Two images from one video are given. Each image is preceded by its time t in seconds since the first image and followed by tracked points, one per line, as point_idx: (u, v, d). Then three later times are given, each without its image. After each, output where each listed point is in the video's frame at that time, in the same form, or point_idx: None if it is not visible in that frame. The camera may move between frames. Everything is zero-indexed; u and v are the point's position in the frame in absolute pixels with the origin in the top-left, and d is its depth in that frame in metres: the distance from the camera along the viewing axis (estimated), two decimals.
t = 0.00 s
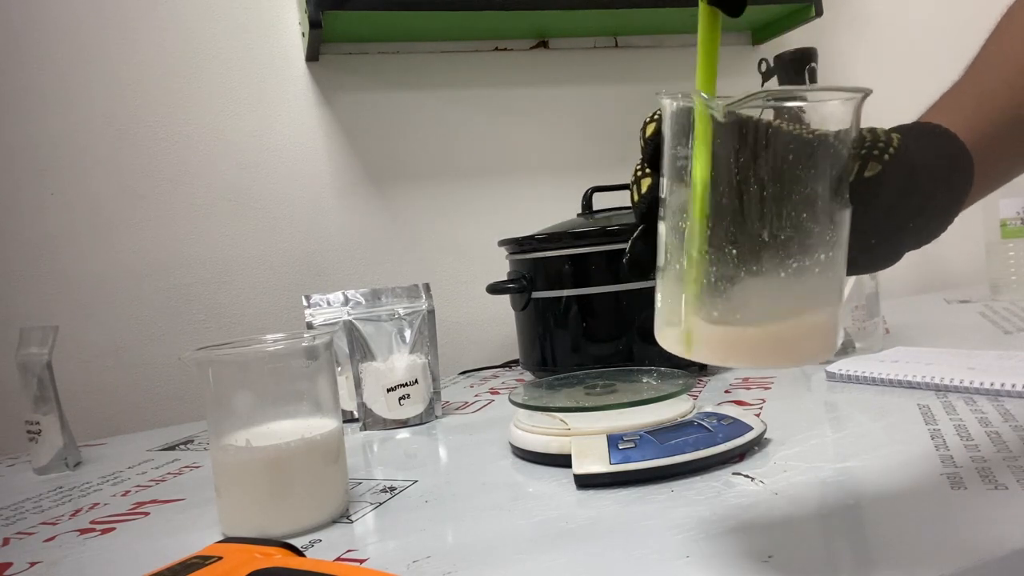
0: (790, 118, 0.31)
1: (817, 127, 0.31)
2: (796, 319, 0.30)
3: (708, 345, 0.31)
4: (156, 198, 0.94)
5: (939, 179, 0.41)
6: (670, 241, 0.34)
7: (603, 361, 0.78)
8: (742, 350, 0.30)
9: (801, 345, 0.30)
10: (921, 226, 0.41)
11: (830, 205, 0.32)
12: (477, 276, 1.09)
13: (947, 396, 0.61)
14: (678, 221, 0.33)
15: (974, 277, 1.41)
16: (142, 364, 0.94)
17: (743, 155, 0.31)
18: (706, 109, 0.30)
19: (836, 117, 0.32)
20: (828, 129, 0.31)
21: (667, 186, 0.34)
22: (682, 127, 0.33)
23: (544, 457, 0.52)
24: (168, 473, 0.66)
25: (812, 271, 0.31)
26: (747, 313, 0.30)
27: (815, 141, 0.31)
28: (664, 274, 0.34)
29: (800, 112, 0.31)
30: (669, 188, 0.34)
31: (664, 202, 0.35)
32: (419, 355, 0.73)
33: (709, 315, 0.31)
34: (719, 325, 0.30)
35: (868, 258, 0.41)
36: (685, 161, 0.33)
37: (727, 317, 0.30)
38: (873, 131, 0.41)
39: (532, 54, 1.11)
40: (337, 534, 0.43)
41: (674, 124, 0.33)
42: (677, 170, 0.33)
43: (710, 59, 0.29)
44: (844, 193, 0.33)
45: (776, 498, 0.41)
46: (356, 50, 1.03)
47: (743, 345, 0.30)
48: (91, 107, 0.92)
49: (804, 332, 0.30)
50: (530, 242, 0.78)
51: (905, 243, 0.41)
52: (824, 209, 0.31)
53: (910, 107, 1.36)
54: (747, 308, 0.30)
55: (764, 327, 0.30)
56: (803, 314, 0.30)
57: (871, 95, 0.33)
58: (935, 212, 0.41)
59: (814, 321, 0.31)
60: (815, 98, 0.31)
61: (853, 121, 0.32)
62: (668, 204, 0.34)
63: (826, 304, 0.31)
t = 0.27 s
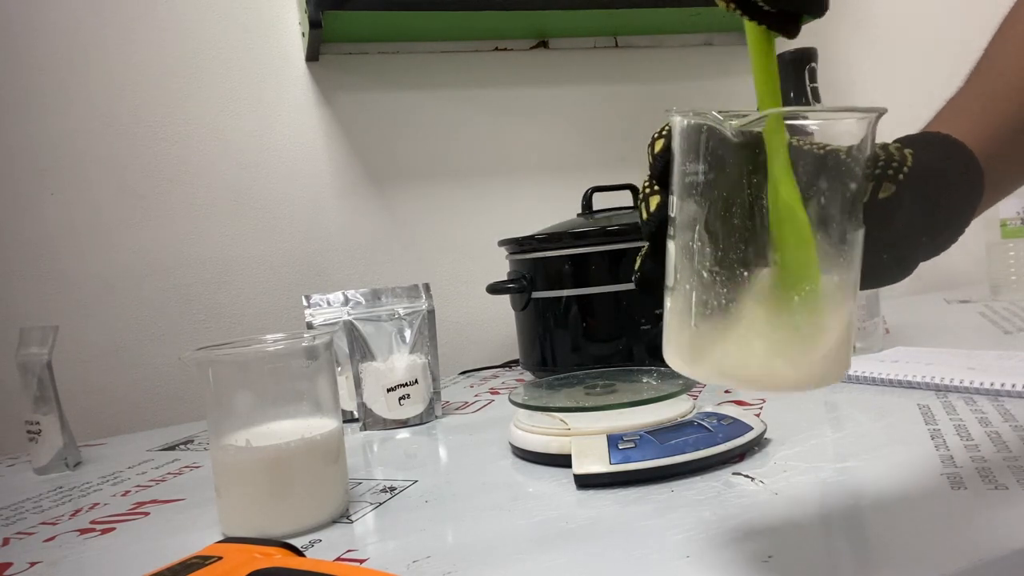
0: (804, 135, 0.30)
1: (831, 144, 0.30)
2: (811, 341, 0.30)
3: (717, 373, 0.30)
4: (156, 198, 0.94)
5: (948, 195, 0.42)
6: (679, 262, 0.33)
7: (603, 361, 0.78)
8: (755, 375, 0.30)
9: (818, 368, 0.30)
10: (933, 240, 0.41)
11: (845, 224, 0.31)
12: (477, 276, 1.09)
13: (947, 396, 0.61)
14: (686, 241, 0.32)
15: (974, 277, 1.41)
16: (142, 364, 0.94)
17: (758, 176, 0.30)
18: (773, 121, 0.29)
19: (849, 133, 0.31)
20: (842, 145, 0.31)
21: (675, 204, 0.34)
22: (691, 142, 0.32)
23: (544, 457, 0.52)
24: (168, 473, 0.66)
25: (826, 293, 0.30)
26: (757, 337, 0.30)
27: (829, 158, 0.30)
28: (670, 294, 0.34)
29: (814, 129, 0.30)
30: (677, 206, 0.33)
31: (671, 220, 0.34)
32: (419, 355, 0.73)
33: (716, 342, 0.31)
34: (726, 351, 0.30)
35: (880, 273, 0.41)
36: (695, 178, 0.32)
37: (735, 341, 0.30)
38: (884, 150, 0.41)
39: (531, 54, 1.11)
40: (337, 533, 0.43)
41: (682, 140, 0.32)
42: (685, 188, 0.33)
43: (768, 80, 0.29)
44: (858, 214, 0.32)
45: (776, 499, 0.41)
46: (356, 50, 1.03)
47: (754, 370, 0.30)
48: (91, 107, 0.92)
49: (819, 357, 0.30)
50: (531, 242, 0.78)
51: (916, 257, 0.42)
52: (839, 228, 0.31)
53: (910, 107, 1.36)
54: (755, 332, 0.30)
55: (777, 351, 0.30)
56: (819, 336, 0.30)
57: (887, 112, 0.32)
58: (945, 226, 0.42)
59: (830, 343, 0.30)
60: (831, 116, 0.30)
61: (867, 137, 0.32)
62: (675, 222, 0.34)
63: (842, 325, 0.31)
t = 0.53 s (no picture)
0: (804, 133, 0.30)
1: (830, 143, 0.31)
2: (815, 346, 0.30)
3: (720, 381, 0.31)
4: (156, 198, 0.94)
5: (956, 189, 0.41)
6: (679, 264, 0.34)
7: (603, 361, 0.78)
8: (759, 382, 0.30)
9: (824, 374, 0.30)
10: (935, 240, 0.41)
11: (846, 221, 0.31)
12: (477, 276, 1.09)
13: (947, 396, 0.61)
14: (685, 242, 0.33)
15: (974, 277, 1.41)
16: (142, 364, 0.94)
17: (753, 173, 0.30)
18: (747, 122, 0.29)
19: (847, 131, 0.31)
20: (841, 144, 0.31)
21: (673, 205, 0.34)
22: (686, 142, 0.32)
23: (544, 457, 0.52)
24: (168, 473, 0.66)
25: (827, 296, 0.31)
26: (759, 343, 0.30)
27: (827, 156, 0.31)
28: (671, 298, 0.34)
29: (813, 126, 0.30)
30: (675, 207, 0.34)
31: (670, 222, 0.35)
32: (419, 355, 0.73)
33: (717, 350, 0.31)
34: (728, 357, 0.31)
35: (883, 273, 0.41)
36: (692, 180, 0.32)
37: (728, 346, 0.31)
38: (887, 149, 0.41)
39: (532, 54, 1.11)
40: (337, 533, 0.43)
41: (677, 141, 0.33)
42: (683, 189, 0.33)
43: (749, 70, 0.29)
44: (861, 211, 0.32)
45: (776, 499, 0.41)
46: (356, 50, 1.03)
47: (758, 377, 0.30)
48: (91, 107, 0.92)
49: (825, 362, 0.30)
50: (530, 242, 0.78)
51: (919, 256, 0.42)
52: (840, 226, 0.31)
53: (910, 107, 1.36)
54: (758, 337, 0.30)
55: (781, 356, 0.30)
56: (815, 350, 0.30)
57: (886, 105, 0.32)
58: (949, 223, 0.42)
59: (835, 349, 0.31)
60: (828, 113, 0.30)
61: (867, 135, 0.32)
62: (675, 224, 0.34)
63: (847, 331, 0.31)
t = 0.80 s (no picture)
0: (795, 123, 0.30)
1: (823, 134, 0.31)
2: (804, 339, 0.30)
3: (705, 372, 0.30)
4: (156, 198, 0.94)
5: (950, 182, 0.41)
6: (667, 257, 0.33)
7: (603, 362, 0.78)
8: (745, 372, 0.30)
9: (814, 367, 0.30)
10: (934, 234, 0.41)
11: (837, 215, 0.31)
12: (477, 277, 1.09)
13: (947, 396, 0.61)
14: (674, 233, 0.33)
15: (974, 277, 1.41)
16: (142, 364, 0.94)
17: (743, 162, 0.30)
18: (724, 113, 0.30)
19: (842, 122, 0.31)
20: (834, 136, 0.31)
21: (662, 198, 0.34)
22: (677, 133, 0.32)
23: (544, 457, 0.52)
24: (168, 473, 0.66)
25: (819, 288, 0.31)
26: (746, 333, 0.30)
27: (821, 148, 0.31)
28: (659, 292, 0.34)
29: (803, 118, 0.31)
30: (664, 200, 0.34)
31: (658, 215, 0.35)
32: (419, 355, 0.73)
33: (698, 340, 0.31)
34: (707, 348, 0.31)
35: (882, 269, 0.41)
36: (681, 172, 0.32)
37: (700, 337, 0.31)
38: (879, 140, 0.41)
39: (532, 54, 1.11)
40: (337, 533, 0.43)
41: (666, 133, 0.33)
42: (672, 181, 0.33)
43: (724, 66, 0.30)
44: (853, 202, 0.32)
45: (776, 499, 0.41)
46: (356, 50, 1.03)
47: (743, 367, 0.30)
48: (91, 107, 0.92)
49: (814, 355, 0.30)
50: (531, 242, 0.78)
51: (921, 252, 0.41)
52: (834, 218, 0.31)
53: (909, 107, 1.36)
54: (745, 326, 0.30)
55: (767, 346, 0.29)
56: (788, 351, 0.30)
57: (880, 92, 0.32)
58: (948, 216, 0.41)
59: (825, 342, 0.30)
60: (818, 105, 0.31)
61: (860, 126, 0.32)
62: (663, 215, 0.34)
63: (838, 325, 0.31)
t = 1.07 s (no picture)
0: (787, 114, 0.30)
1: (817, 125, 0.31)
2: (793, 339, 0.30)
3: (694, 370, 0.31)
4: (156, 198, 0.94)
5: (942, 172, 0.40)
6: (654, 252, 0.33)
7: (603, 362, 0.78)
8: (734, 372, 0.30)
9: (802, 366, 0.30)
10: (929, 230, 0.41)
11: (828, 206, 0.31)
12: (477, 277, 1.09)
13: (947, 396, 0.61)
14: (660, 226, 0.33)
15: (974, 277, 1.41)
16: (142, 364, 0.94)
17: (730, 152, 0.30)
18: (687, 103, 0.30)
19: (835, 113, 0.31)
20: (827, 128, 0.31)
21: (649, 191, 0.34)
22: (664, 124, 0.32)
23: (544, 457, 0.52)
24: (168, 473, 0.66)
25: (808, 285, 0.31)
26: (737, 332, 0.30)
27: (812, 139, 0.31)
28: (647, 288, 0.34)
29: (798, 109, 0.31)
30: (651, 192, 0.34)
31: (646, 208, 0.35)
32: (419, 355, 0.73)
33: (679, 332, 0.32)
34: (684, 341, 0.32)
35: (875, 266, 0.41)
36: (668, 164, 0.32)
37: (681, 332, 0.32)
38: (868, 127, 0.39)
39: (532, 54, 1.11)
40: (337, 533, 0.43)
41: (654, 124, 0.33)
42: (660, 173, 0.33)
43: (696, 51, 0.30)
44: (845, 193, 0.32)
45: (776, 499, 0.41)
46: (356, 50, 1.03)
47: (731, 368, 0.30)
48: (91, 107, 0.92)
49: (803, 354, 0.30)
50: (531, 241, 0.78)
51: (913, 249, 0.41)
52: (825, 211, 0.31)
53: (909, 107, 1.36)
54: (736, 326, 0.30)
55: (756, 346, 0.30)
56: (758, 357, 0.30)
57: (872, 80, 0.32)
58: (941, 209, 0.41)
59: (815, 341, 0.31)
60: (812, 95, 0.31)
61: (852, 115, 0.32)
62: (650, 207, 0.34)
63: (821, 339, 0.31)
